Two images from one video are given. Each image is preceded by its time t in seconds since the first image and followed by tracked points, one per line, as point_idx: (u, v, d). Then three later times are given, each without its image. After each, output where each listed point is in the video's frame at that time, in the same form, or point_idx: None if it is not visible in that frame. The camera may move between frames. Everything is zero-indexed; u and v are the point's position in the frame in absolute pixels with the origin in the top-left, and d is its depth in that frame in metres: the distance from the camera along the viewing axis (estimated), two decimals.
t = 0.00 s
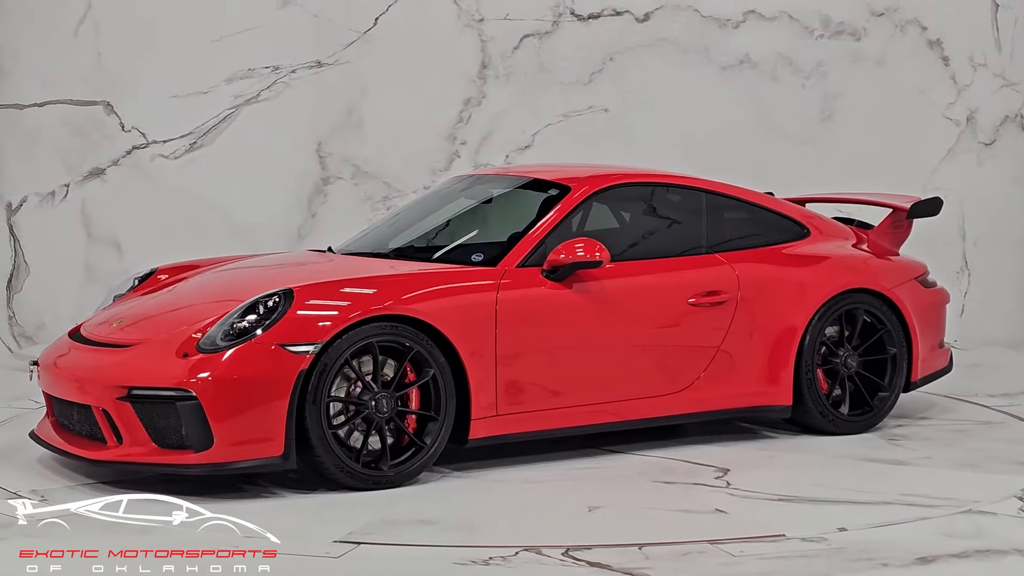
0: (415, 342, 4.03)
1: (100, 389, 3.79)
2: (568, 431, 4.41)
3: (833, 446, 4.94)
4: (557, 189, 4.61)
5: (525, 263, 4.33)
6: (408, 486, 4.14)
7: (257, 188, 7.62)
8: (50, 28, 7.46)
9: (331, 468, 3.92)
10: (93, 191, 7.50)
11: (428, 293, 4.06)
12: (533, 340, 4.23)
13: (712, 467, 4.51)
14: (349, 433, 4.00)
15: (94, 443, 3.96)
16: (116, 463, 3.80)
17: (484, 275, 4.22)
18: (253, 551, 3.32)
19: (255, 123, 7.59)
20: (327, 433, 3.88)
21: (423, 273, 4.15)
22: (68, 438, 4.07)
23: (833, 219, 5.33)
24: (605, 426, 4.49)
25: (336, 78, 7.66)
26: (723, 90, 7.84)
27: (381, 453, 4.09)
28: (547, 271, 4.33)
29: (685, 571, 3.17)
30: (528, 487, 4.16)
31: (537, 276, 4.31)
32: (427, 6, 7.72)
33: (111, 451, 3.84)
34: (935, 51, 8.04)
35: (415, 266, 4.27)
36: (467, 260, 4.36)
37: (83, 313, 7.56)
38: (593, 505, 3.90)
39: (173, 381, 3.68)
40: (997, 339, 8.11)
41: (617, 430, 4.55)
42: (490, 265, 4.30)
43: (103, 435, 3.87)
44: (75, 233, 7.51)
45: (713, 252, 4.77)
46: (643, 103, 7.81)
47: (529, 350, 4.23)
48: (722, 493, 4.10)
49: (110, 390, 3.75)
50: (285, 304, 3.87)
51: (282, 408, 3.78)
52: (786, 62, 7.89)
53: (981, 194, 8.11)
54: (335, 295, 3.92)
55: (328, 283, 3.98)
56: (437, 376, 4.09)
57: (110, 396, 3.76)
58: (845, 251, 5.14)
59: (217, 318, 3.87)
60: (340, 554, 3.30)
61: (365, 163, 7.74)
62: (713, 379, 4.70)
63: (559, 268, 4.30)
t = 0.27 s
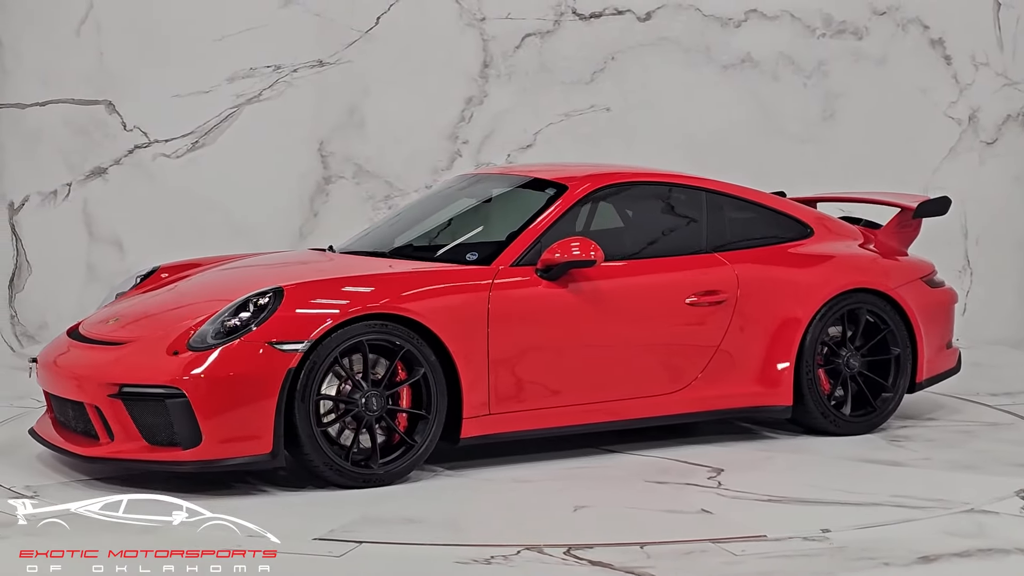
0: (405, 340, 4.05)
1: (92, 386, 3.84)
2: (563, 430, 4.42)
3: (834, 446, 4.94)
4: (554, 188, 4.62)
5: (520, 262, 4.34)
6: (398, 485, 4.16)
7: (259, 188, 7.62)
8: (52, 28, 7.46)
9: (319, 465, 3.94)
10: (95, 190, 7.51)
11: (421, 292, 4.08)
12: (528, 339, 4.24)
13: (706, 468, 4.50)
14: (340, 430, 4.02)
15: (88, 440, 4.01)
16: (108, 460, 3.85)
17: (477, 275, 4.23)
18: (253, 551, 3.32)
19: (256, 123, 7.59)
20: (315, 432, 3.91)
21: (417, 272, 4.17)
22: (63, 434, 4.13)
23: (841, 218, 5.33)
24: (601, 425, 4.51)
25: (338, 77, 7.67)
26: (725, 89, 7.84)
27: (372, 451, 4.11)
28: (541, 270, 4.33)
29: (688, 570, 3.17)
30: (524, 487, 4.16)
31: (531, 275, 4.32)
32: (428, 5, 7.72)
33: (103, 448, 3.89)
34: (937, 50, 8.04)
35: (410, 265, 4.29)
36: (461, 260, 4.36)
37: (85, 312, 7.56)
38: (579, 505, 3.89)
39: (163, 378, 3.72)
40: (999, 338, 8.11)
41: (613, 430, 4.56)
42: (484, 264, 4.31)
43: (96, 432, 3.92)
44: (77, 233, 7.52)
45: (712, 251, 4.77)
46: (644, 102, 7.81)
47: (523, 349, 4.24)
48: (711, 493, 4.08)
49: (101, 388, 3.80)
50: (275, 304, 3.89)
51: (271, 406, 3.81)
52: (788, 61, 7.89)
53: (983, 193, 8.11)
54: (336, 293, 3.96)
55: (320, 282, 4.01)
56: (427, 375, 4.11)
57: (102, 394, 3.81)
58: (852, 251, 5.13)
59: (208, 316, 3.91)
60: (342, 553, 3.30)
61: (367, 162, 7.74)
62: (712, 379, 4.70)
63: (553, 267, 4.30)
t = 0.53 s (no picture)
0: (396, 339, 4.07)
1: (85, 384, 3.88)
2: (560, 429, 4.43)
3: (835, 446, 4.94)
4: (551, 187, 4.64)
5: (514, 262, 4.34)
6: (390, 483, 4.18)
7: (260, 187, 7.62)
8: (54, 27, 7.47)
9: (308, 463, 3.96)
10: (97, 189, 7.51)
11: (413, 292, 4.10)
12: (523, 339, 4.25)
13: (699, 468, 4.49)
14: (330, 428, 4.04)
15: (82, 436, 4.05)
16: (100, 457, 3.89)
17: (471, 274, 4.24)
18: (253, 551, 3.31)
19: (258, 122, 7.59)
20: (305, 430, 3.93)
21: (411, 272, 4.18)
22: (58, 431, 4.17)
23: (849, 219, 5.33)
24: (598, 425, 4.51)
25: (340, 77, 7.66)
26: (727, 88, 7.84)
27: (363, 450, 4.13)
28: (536, 270, 4.34)
29: (690, 570, 3.17)
30: (513, 487, 4.16)
31: (526, 275, 4.32)
32: (430, 5, 7.71)
33: (96, 445, 3.93)
34: (939, 49, 8.04)
35: (406, 264, 4.31)
36: (457, 258, 4.38)
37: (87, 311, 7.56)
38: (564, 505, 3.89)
39: (154, 376, 3.76)
40: (1001, 337, 8.11)
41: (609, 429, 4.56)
42: (478, 263, 4.32)
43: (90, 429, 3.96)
44: (79, 231, 7.52)
45: (711, 250, 4.77)
46: (646, 101, 7.81)
47: (518, 349, 4.25)
48: (699, 493, 4.07)
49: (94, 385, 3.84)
50: (267, 302, 3.92)
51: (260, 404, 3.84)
52: (790, 60, 7.89)
53: (985, 192, 8.11)
54: (335, 294, 3.99)
55: (309, 280, 4.03)
56: (419, 374, 4.12)
57: (95, 391, 3.85)
58: (860, 251, 5.13)
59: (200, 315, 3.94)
60: (344, 552, 3.31)
61: (368, 161, 7.74)
62: (710, 379, 4.70)
63: (547, 266, 4.30)
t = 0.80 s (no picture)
0: (387, 339, 4.09)
1: (77, 381, 3.91)
2: (556, 428, 4.44)
3: (837, 447, 4.94)
4: (548, 187, 4.65)
5: (508, 262, 4.35)
6: (380, 481, 4.21)
7: (261, 187, 7.62)
8: (57, 27, 7.48)
9: (297, 462, 3.98)
10: (99, 189, 7.51)
11: (405, 292, 4.11)
12: (518, 339, 4.26)
13: (692, 469, 4.49)
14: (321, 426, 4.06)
15: (76, 433, 4.09)
16: (91, 454, 3.92)
17: (464, 274, 4.25)
18: (253, 551, 3.31)
19: (259, 122, 7.60)
20: (294, 429, 3.95)
21: (407, 272, 4.19)
22: (53, 428, 4.21)
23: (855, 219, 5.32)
24: (595, 425, 4.52)
25: (341, 76, 7.67)
26: (728, 88, 7.84)
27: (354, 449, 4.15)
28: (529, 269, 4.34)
29: (692, 569, 3.17)
30: (501, 486, 4.17)
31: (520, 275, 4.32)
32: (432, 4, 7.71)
33: (87, 442, 3.97)
34: (941, 48, 8.03)
35: (401, 263, 4.33)
36: (451, 258, 4.40)
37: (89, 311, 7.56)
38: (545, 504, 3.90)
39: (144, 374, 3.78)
40: (1003, 337, 8.11)
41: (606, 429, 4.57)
42: (472, 263, 4.33)
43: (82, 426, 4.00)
44: (82, 231, 7.53)
45: (710, 249, 4.77)
46: (647, 101, 7.80)
47: (513, 349, 4.26)
48: (687, 493, 4.07)
49: (86, 383, 3.88)
50: (257, 300, 3.94)
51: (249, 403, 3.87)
52: (792, 59, 7.89)
53: (986, 192, 8.11)
54: (333, 294, 4.01)
55: (302, 280, 4.05)
56: (410, 373, 4.14)
57: (86, 389, 3.89)
58: (866, 251, 5.14)
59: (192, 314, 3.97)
60: (346, 552, 3.31)
61: (370, 161, 7.74)
62: (708, 379, 4.70)
63: (541, 266, 4.30)
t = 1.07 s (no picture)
0: (379, 338, 4.09)
1: (72, 380, 3.95)
2: (556, 429, 4.44)
3: (839, 449, 4.94)
4: (546, 187, 4.66)
5: (503, 262, 4.35)
6: (372, 481, 4.22)
7: (264, 187, 7.63)
8: (60, 28, 7.48)
9: (288, 460, 4.00)
10: (102, 190, 7.52)
11: (400, 293, 4.12)
12: (515, 340, 4.26)
13: (686, 471, 4.49)
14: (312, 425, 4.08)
15: (73, 431, 4.13)
16: (85, 451, 3.96)
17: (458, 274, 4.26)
18: (253, 551, 3.32)
19: (262, 123, 7.60)
20: (286, 428, 3.97)
21: (404, 273, 4.21)
22: (51, 425, 4.25)
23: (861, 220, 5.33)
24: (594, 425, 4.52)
25: (344, 77, 7.67)
26: (731, 88, 7.84)
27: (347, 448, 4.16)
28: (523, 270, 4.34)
29: (695, 570, 3.17)
30: (493, 487, 4.18)
31: (514, 277, 4.32)
32: (435, 5, 7.72)
33: (82, 440, 4.00)
34: (944, 49, 8.03)
35: (397, 264, 4.34)
36: (447, 258, 4.42)
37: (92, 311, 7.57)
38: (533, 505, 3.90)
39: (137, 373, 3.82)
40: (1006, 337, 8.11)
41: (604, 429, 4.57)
42: (467, 263, 4.34)
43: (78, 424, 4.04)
44: (85, 232, 7.53)
45: (710, 250, 4.77)
46: (650, 102, 7.81)
47: (509, 350, 4.26)
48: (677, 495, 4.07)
49: (81, 381, 3.92)
50: (249, 301, 3.95)
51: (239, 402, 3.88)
52: (795, 60, 7.89)
53: (989, 192, 8.11)
54: (332, 295, 4.02)
55: (297, 280, 4.06)
56: (402, 373, 4.15)
57: (81, 387, 3.93)
58: (873, 252, 5.14)
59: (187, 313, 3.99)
60: (349, 552, 3.31)
61: (373, 161, 7.74)
62: (706, 381, 4.70)
63: (535, 268, 4.30)
